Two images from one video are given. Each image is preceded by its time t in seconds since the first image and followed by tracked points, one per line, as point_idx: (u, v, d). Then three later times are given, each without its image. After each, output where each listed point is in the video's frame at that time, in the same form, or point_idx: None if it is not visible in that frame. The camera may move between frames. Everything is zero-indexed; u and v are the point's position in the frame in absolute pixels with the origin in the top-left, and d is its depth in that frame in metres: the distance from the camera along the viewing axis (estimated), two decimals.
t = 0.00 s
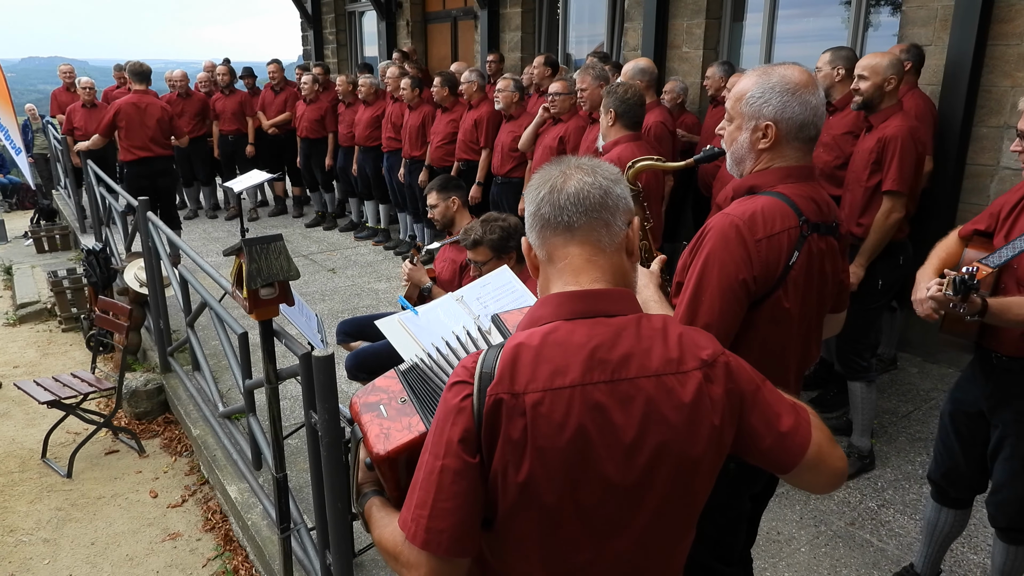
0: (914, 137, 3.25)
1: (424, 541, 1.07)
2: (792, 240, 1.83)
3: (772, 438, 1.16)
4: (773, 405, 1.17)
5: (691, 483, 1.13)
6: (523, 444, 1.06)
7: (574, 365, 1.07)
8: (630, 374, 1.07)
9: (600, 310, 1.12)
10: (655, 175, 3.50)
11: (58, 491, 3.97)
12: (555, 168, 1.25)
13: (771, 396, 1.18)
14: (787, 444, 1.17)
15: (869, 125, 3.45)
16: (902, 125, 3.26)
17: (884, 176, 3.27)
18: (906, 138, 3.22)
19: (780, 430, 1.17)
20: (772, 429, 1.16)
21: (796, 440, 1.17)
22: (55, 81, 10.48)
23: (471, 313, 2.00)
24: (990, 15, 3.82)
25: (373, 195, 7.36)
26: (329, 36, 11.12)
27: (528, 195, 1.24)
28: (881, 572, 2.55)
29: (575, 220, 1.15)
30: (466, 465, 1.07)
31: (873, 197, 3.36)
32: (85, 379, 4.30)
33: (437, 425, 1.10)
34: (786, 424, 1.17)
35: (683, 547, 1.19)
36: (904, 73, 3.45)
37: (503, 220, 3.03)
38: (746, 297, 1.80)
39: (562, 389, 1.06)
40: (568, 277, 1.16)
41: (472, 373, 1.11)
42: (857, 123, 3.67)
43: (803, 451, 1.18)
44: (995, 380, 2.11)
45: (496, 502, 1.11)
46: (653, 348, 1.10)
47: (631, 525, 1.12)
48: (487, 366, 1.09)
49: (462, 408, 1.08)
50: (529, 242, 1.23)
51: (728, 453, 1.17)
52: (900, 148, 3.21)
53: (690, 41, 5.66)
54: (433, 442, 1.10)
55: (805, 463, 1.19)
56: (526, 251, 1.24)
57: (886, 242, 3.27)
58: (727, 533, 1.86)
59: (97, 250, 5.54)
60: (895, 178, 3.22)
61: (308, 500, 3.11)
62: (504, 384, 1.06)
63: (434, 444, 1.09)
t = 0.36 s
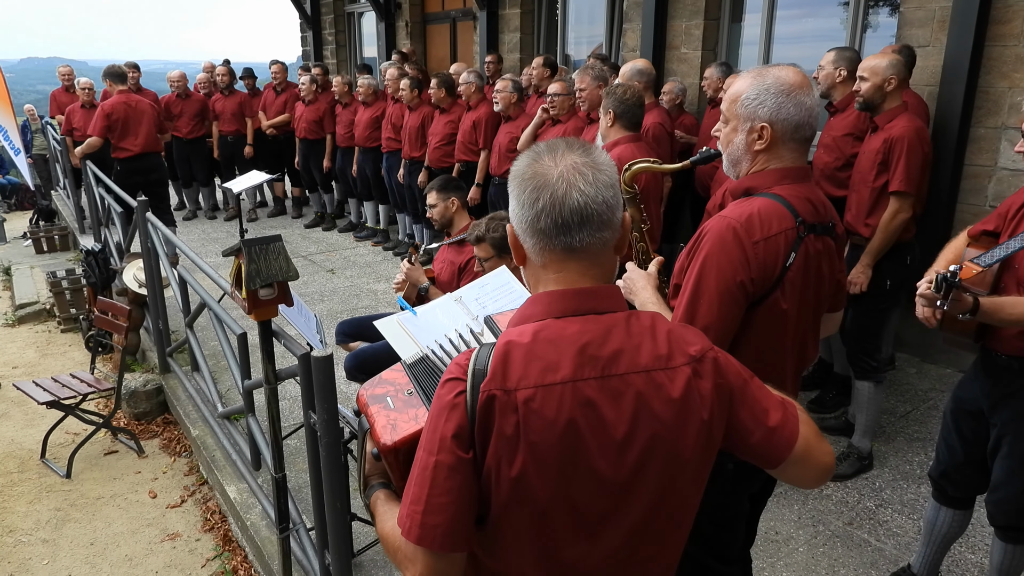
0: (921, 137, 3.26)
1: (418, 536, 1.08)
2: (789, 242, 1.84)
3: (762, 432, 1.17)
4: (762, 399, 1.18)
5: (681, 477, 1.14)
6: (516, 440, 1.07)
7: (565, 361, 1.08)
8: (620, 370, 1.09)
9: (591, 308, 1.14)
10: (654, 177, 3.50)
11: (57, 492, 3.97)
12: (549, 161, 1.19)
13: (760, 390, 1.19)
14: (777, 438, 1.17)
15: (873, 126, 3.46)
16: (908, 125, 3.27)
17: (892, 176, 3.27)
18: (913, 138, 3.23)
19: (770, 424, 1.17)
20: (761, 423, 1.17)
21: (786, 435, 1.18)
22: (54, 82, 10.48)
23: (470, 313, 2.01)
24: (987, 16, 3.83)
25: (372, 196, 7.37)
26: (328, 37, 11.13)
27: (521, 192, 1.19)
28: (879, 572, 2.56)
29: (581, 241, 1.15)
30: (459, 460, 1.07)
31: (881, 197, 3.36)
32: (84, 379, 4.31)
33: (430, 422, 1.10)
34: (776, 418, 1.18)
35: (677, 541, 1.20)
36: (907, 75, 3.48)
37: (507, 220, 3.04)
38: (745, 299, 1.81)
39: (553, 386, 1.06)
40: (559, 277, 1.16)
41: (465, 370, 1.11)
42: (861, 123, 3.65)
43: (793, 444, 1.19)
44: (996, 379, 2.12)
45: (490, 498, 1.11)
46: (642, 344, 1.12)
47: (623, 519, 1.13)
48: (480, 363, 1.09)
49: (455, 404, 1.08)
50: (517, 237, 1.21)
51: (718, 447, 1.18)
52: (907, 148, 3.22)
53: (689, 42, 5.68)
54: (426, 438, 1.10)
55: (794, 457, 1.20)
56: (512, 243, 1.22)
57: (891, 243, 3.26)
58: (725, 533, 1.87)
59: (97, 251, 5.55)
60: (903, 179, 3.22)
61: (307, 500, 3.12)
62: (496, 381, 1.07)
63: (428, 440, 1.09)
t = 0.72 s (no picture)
0: (931, 137, 3.26)
1: (413, 532, 1.08)
2: (786, 243, 1.84)
3: (749, 425, 1.19)
4: (749, 393, 1.20)
5: (672, 471, 1.15)
6: (510, 437, 1.06)
7: (558, 358, 1.08)
8: (612, 366, 1.09)
9: (584, 305, 1.14)
10: (650, 178, 3.50)
11: (56, 494, 3.97)
12: (554, 165, 1.16)
13: (747, 383, 1.21)
14: (765, 431, 1.20)
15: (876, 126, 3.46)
16: (920, 125, 3.28)
17: (902, 177, 3.26)
18: (925, 137, 3.23)
19: (758, 418, 1.19)
20: (749, 416, 1.19)
21: (774, 427, 1.20)
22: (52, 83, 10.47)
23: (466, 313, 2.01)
24: (984, 16, 3.84)
25: (371, 197, 7.37)
26: (327, 38, 11.13)
27: (524, 194, 1.15)
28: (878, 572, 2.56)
29: (585, 256, 1.15)
30: (453, 456, 1.07)
31: (891, 197, 3.36)
32: (83, 381, 4.31)
33: (425, 420, 1.10)
34: (764, 411, 1.20)
35: (668, 535, 1.21)
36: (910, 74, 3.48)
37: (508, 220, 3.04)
38: (743, 300, 1.81)
39: (546, 383, 1.06)
40: (550, 275, 1.16)
41: (459, 368, 1.11)
42: (864, 124, 3.67)
43: (780, 436, 1.21)
44: (995, 378, 2.12)
45: (483, 494, 1.11)
46: (633, 341, 1.12)
47: (616, 513, 1.14)
48: (474, 361, 1.09)
49: (449, 402, 1.08)
50: (513, 237, 1.18)
51: (706, 441, 1.20)
52: (919, 148, 3.22)
53: (687, 43, 5.68)
54: (420, 435, 1.10)
55: (783, 449, 1.22)
56: (506, 241, 1.20)
57: (902, 242, 3.25)
58: (724, 532, 1.87)
59: (96, 253, 5.54)
60: (914, 179, 3.21)
61: (306, 501, 3.12)
62: (490, 378, 1.06)
63: (423, 438, 1.09)
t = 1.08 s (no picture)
0: (928, 138, 3.26)
1: (414, 527, 1.08)
2: (782, 242, 1.84)
3: (748, 423, 1.20)
4: (749, 392, 1.21)
5: (673, 469, 1.15)
6: (514, 434, 1.06)
7: (562, 356, 1.08)
8: (616, 365, 1.09)
9: (586, 302, 1.14)
10: (647, 178, 3.50)
11: (54, 495, 3.96)
12: (574, 170, 1.14)
13: (746, 382, 1.22)
14: (764, 429, 1.21)
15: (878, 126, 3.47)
16: (916, 125, 3.28)
17: (897, 177, 3.27)
18: (920, 138, 3.23)
19: (757, 416, 1.21)
20: (749, 415, 1.20)
21: (771, 426, 1.22)
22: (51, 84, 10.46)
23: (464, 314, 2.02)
24: (983, 17, 3.85)
25: (369, 198, 7.37)
26: (325, 39, 11.13)
27: (544, 199, 1.13)
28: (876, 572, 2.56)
29: (600, 263, 1.15)
30: (455, 452, 1.07)
31: (886, 197, 3.37)
32: (81, 382, 4.30)
33: (428, 415, 1.10)
34: (763, 410, 1.21)
35: (666, 532, 1.22)
36: (913, 74, 3.48)
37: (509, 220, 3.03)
38: (740, 299, 1.81)
39: (551, 380, 1.06)
40: (562, 277, 1.15)
41: (463, 363, 1.11)
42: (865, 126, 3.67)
43: (777, 436, 1.23)
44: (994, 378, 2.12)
45: (484, 491, 1.11)
46: (636, 339, 1.12)
47: (617, 511, 1.14)
48: (479, 356, 1.08)
49: (453, 397, 1.07)
50: (526, 239, 1.16)
51: (706, 440, 1.21)
52: (914, 149, 3.22)
53: (686, 43, 5.69)
54: (423, 430, 1.10)
55: (780, 447, 1.24)
56: (517, 242, 1.17)
57: (895, 243, 3.25)
58: (723, 533, 1.87)
59: (94, 253, 5.53)
60: (909, 179, 3.22)
61: (305, 502, 3.12)
62: (495, 374, 1.06)
63: (425, 434, 1.08)
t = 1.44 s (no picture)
0: (918, 140, 3.25)
1: (416, 526, 1.08)
2: (778, 242, 1.84)
3: (748, 421, 1.21)
4: (748, 390, 1.22)
5: (674, 468, 1.15)
6: (518, 432, 1.06)
7: (565, 354, 1.08)
8: (619, 363, 1.09)
9: (586, 302, 1.14)
10: (648, 178, 3.50)
11: (53, 496, 3.96)
12: (583, 172, 1.14)
13: (746, 380, 1.23)
14: (763, 426, 1.22)
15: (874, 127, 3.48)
16: (906, 128, 3.27)
17: (886, 180, 3.27)
18: (910, 142, 3.22)
19: (756, 414, 1.21)
20: (748, 413, 1.21)
21: (770, 424, 1.23)
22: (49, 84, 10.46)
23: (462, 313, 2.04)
24: (981, 18, 3.85)
25: (368, 198, 7.37)
26: (324, 39, 11.12)
27: (555, 202, 1.12)
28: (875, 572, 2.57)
29: (607, 265, 1.16)
30: (458, 451, 1.07)
31: (876, 199, 3.38)
32: (80, 382, 4.30)
33: (431, 414, 1.10)
34: (762, 408, 1.22)
35: (667, 530, 1.22)
36: (914, 76, 3.49)
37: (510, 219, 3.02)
38: (735, 299, 1.81)
39: (555, 378, 1.06)
40: (570, 279, 1.15)
41: (466, 361, 1.10)
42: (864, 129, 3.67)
43: (775, 433, 1.23)
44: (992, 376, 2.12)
45: (487, 490, 1.11)
46: (639, 338, 1.13)
47: (620, 510, 1.14)
48: (482, 354, 1.08)
49: (456, 396, 1.07)
50: (534, 241, 1.15)
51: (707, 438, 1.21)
52: (903, 152, 3.22)
53: (684, 43, 5.69)
54: (427, 428, 1.10)
55: (778, 445, 1.25)
56: (524, 244, 1.16)
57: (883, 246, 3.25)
58: (719, 532, 1.87)
59: (92, 254, 5.52)
60: (897, 184, 3.21)
61: (304, 502, 3.12)
62: (499, 373, 1.06)
63: (429, 432, 1.09)
